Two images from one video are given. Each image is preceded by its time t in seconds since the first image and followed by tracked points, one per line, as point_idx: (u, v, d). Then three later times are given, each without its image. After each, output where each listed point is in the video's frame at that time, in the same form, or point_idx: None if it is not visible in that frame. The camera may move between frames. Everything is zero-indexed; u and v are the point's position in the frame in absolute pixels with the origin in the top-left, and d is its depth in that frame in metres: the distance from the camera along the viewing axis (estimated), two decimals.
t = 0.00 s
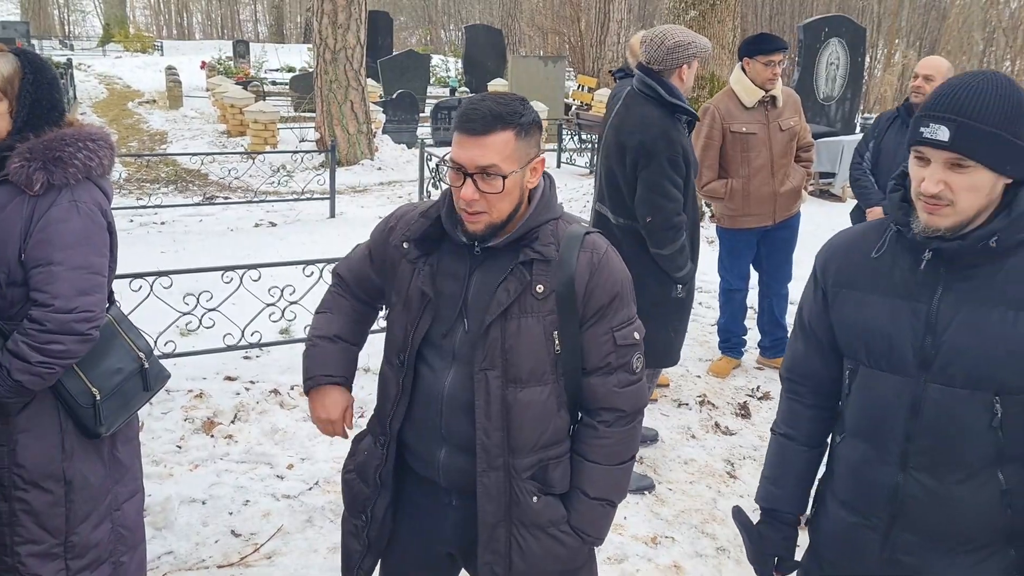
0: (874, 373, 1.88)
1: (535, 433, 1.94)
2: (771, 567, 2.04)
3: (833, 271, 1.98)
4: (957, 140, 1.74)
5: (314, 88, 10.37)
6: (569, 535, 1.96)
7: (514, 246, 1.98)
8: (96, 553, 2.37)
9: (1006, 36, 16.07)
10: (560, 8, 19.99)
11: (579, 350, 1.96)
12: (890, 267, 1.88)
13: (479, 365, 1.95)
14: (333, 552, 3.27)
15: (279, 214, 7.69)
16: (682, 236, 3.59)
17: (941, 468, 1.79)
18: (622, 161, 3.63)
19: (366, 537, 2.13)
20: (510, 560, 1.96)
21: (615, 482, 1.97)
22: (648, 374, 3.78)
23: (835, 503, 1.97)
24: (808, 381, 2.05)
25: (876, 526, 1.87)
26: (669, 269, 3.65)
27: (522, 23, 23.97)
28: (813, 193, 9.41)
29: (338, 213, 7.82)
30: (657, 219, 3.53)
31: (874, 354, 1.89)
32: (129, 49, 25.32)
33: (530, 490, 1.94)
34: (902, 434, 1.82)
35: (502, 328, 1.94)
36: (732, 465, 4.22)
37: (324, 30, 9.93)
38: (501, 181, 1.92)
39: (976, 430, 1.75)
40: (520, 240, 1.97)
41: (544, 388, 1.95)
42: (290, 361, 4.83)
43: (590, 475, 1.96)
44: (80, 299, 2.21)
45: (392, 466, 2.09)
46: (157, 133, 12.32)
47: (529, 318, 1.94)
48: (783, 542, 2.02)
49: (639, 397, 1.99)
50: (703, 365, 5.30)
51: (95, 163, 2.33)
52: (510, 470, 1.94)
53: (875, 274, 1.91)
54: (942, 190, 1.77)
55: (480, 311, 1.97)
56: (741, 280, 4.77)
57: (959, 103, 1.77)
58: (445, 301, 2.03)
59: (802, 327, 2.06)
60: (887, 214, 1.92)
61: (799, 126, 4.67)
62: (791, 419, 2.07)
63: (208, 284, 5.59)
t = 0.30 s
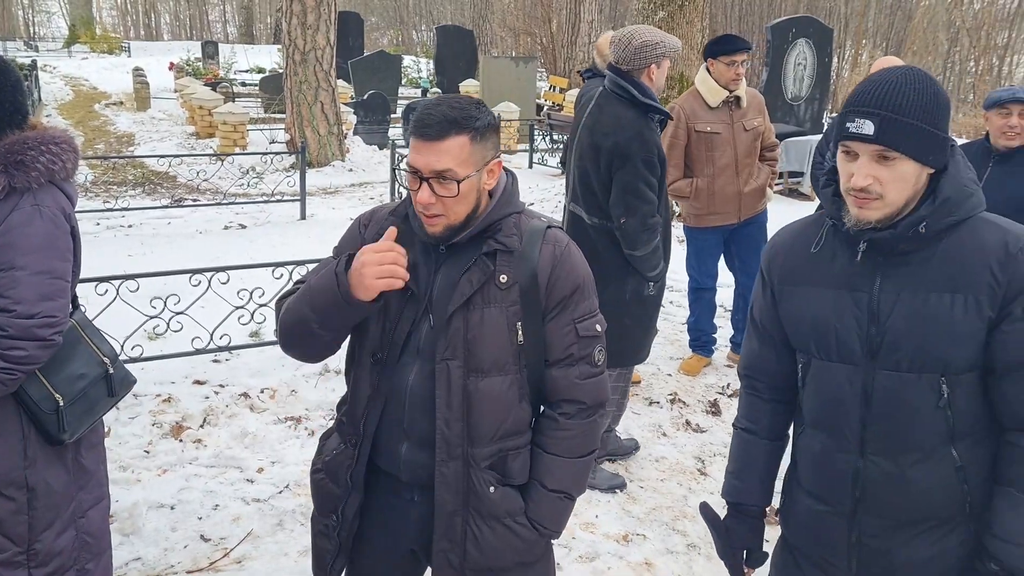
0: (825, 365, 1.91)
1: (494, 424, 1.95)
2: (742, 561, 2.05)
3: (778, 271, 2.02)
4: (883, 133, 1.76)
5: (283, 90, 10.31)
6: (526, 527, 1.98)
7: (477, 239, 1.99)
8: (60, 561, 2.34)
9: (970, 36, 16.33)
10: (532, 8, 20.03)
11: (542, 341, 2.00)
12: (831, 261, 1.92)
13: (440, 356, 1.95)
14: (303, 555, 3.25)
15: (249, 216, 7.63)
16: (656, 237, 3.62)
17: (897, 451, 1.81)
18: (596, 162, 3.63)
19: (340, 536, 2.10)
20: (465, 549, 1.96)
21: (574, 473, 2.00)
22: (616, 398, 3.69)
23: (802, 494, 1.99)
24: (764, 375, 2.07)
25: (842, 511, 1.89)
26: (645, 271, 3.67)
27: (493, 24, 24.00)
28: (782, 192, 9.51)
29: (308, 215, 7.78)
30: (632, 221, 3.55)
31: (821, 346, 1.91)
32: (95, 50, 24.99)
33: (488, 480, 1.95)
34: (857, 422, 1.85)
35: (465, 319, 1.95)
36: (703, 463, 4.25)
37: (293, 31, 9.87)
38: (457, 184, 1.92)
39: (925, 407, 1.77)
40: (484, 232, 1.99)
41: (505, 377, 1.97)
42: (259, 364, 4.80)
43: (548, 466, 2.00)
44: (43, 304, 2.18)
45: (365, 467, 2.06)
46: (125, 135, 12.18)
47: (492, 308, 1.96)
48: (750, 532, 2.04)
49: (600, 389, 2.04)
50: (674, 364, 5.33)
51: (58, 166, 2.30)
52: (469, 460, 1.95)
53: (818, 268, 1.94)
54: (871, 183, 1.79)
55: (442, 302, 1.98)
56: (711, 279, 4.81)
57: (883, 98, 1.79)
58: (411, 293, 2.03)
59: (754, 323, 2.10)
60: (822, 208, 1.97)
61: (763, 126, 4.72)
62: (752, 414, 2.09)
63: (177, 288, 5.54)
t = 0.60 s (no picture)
0: (802, 344, 1.93)
1: (480, 418, 1.99)
2: (706, 516, 2.12)
3: (765, 244, 2.02)
4: (901, 120, 1.71)
5: (249, 90, 10.21)
6: (512, 513, 2.05)
7: (449, 235, 2.01)
8: (20, 568, 2.29)
9: (932, 35, 16.54)
10: (500, 8, 20.01)
11: (518, 334, 2.07)
12: (821, 242, 1.92)
13: (427, 355, 1.96)
14: (270, 557, 3.22)
15: (215, 217, 7.55)
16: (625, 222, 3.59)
17: (872, 435, 1.82)
18: (562, 152, 3.65)
19: (324, 557, 1.99)
20: (461, 544, 1.98)
21: (550, 456, 2.10)
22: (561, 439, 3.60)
23: (768, 473, 2.02)
24: (737, 339, 2.11)
25: (808, 493, 1.91)
26: (619, 254, 3.65)
27: (463, 24, 23.97)
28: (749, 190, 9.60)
29: (275, 215, 7.72)
30: (597, 207, 3.53)
31: (802, 327, 1.92)
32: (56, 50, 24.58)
33: (480, 472, 1.99)
34: (832, 404, 1.86)
35: (447, 317, 1.97)
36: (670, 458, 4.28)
37: (258, 30, 9.77)
38: (415, 194, 1.91)
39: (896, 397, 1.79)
40: (454, 229, 2.00)
41: (488, 371, 2.02)
42: (225, 366, 4.76)
43: (526, 453, 2.08)
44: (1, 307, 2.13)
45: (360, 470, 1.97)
46: (87, 135, 12.02)
47: (474, 304, 2.00)
48: (720, 493, 2.08)
49: (566, 374, 2.16)
50: (643, 360, 5.37)
51: (13, 168, 2.25)
52: (462, 455, 1.98)
53: (801, 245, 1.95)
54: (881, 172, 1.73)
55: (422, 300, 1.98)
56: (677, 276, 4.85)
57: (900, 86, 1.74)
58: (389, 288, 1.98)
59: (733, 291, 2.13)
60: (819, 189, 1.93)
61: (725, 124, 4.77)
62: (723, 376, 2.12)
63: (139, 290, 5.48)
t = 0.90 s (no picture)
0: (785, 346, 1.92)
1: (456, 410, 2.00)
2: (671, 524, 2.07)
3: (754, 244, 1.99)
4: (918, 110, 1.72)
5: (214, 88, 10.12)
6: (487, 500, 2.07)
7: (419, 232, 2.00)
8: None
9: (895, 32, 16.77)
10: (468, 6, 20.02)
11: (488, 324, 2.09)
12: (816, 243, 1.89)
13: (405, 351, 1.94)
14: (236, 560, 3.20)
15: (180, 217, 7.48)
16: (597, 203, 3.59)
17: (849, 436, 1.81)
18: (528, 139, 3.65)
19: (328, 558, 1.96)
20: (441, 534, 1.99)
21: (518, 443, 2.13)
22: (530, 442, 3.52)
23: (746, 474, 2.00)
24: (716, 342, 2.08)
25: (784, 493, 1.90)
26: (591, 237, 3.66)
27: (431, 22, 23.93)
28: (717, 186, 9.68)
29: (242, 215, 7.66)
30: (570, 186, 3.53)
31: (787, 331, 1.91)
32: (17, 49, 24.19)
33: (458, 462, 2.00)
34: (812, 407, 1.85)
35: (424, 314, 1.97)
36: (638, 453, 4.31)
37: (223, 28, 9.67)
38: (395, 191, 1.88)
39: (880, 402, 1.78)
40: (424, 226, 1.99)
41: (463, 364, 2.02)
42: (191, 367, 4.72)
43: (497, 440, 2.10)
44: None
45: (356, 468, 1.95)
46: (49, 136, 11.86)
47: (449, 300, 2.00)
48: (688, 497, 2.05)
49: (530, 363, 2.19)
50: (611, 356, 5.39)
51: None
52: (441, 448, 1.98)
53: (799, 239, 1.92)
54: (894, 162, 1.74)
55: (399, 299, 1.98)
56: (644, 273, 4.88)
57: (920, 76, 1.74)
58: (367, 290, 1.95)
59: (715, 294, 2.10)
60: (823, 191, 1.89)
61: (689, 121, 4.81)
62: (694, 379, 2.10)
63: (102, 293, 5.41)
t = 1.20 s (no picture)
0: (766, 347, 1.89)
1: (430, 404, 2.01)
2: (661, 536, 2.00)
3: (737, 243, 1.95)
4: (910, 112, 1.71)
5: (176, 89, 10.01)
6: (458, 489, 2.09)
7: (388, 231, 1.98)
8: None
9: (855, 29, 16.96)
10: (433, 6, 20.01)
11: (452, 316, 2.10)
12: (798, 242, 1.86)
13: (379, 348, 1.93)
14: (199, 565, 3.17)
15: (142, 220, 7.40)
16: (562, 195, 3.64)
17: (828, 437, 1.81)
18: (492, 131, 3.63)
19: None
20: (416, 527, 2.00)
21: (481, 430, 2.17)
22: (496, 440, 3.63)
23: (726, 477, 1.97)
24: (694, 342, 2.02)
25: (761, 494, 1.89)
26: (555, 234, 3.70)
27: (396, 21, 23.87)
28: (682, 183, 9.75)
29: (205, 217, 7.60)
30: (539, 174, 3.58)
31: (771, 333, 1.87)
32: None
33: (432, 455, 2.02)
34: (791, 407, 1.84)
35: (398, 311, 1.96)
36: (604, 449, 4.33)
37: (184, 29, 9.55)
38: (388, 175, 1.91)
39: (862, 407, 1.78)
40: (395, 222, 1.98)
41: (434, 357, 2.03)
42: (153, 372, 4.67)
43: (461, 430, 2.12)
44: None
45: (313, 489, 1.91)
46: (7, 139, 11.68)
47: (420, 295, 2.00)
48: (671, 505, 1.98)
49: (491, 354, 2.23)
50: (577, 354, 5.41)
51: None
52: (417, 441, 1.98)
53: (780, 238, 1.89)
54: (883, 164, 1.72)
55: (370, 296, 1.95)
56: (607, 270, 4.91)
57: (911, 78, 1.73)
58: (337, 293, 1.90)
59: (694, 290, 2.05)
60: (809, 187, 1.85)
61: (650, 119, 4.83)
62: (673, 381, 2.04)
63: (61, 298, 5.34)
